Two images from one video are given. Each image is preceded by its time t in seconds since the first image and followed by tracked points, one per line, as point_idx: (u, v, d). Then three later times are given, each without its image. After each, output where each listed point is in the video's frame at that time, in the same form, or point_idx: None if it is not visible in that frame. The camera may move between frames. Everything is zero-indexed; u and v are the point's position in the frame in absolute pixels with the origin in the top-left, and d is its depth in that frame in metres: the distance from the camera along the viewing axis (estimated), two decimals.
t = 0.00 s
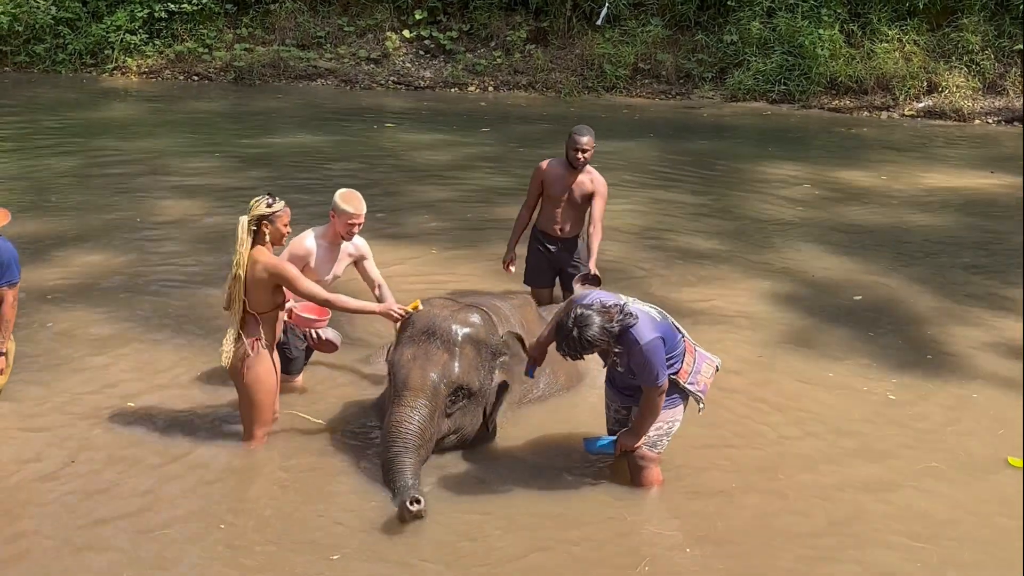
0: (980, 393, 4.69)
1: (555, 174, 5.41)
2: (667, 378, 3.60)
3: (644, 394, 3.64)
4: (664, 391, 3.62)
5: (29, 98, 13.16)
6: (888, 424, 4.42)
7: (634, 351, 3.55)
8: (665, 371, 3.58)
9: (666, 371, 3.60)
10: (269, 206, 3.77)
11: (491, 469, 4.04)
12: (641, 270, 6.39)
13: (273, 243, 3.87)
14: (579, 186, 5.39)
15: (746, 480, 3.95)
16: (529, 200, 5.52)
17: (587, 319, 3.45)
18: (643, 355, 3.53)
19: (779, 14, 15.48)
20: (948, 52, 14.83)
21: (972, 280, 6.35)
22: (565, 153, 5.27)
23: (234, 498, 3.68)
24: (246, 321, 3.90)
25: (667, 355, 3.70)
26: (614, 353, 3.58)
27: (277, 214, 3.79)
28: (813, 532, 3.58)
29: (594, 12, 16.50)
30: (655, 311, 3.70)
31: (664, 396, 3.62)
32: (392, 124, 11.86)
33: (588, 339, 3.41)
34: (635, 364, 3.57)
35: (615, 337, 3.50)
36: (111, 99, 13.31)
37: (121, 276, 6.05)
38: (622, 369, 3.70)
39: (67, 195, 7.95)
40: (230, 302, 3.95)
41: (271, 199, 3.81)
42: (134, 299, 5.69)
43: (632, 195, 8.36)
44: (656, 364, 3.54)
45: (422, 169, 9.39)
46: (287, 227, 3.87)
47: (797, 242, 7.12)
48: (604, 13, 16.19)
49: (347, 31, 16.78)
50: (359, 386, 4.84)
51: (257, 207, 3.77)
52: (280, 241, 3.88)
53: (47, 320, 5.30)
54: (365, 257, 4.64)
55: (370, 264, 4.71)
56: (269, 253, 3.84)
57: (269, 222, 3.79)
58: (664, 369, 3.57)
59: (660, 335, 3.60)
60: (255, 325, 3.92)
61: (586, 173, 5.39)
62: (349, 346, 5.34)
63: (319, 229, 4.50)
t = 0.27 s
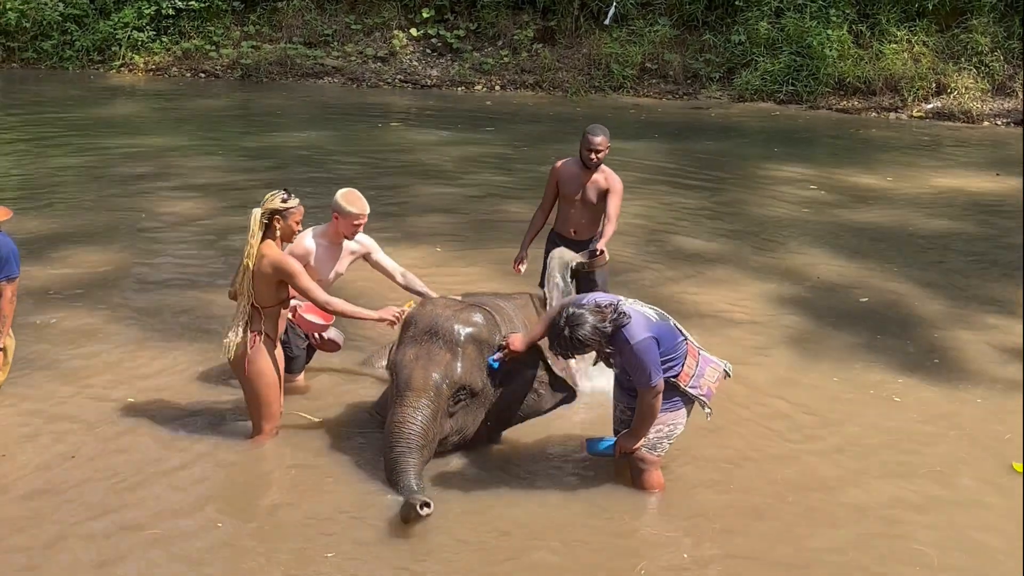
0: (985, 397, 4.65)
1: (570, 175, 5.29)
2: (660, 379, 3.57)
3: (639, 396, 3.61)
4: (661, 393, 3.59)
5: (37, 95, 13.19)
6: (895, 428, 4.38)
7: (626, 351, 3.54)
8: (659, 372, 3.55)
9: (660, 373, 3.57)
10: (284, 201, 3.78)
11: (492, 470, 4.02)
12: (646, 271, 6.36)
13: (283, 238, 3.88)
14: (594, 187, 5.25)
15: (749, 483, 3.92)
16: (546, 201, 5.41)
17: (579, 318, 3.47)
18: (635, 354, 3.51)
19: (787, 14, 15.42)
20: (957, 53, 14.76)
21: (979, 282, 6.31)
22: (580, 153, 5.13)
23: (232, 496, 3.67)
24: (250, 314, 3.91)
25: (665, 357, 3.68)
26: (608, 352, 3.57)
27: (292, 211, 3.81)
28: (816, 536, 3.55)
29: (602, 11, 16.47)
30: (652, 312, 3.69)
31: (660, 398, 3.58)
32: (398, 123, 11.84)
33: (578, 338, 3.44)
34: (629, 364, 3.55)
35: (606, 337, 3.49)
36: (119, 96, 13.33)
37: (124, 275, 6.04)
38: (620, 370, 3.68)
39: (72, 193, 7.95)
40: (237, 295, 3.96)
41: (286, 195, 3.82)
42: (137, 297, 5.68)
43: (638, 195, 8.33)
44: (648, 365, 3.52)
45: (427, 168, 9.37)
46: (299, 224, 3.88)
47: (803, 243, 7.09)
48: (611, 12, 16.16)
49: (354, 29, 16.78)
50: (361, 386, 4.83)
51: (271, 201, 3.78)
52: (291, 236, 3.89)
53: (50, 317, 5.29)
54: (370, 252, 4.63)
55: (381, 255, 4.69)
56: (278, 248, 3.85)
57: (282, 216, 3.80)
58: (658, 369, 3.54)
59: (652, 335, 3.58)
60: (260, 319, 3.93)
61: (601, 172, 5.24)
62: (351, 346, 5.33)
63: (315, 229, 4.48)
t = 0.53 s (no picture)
0: (990, 400, 4.61)
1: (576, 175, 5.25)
2: (658, 380, 3.54)
3: (637, 398, 3.58)
4: (658, 395, 3.56)
5: (39, 93, 13.17)
6: (899, 430, 4.34)
7: (623, 350, 3.51)
8: (657, 372, 3.52)
9: (658, 373, 3.54)
10: (303, 207, 3.79)
11: (491, 472, 3.99)
12: (646, 272, 6.33)
13: (292, 242, 3.88)
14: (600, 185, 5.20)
15: (749, 486, 3.90)
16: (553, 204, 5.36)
17: (576, 315, 3.47)
18: (632, 353, 3.48)
19: (791, 14, 15.38)
20: (961, 53, 14.71)
21: (983, 284, 6.27)
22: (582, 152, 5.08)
23: (228, 496, 3.64)
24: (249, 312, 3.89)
25: (664, 358, 3.66)
26: (606, 349, 3.55)
27: (308, 216, 3.81)
28: (818, 541, 3.52)
29: (605, 11, 16.44)
30: (651, 313, 3.65)
31: (657, 399, 3.55)
32: (399, 122, 11.81)
33: (573, 336, 3.44)
34: (626, 364, 3.52)
35: (604, 335, 3.49)
36: (121, 94, 13.31)
37: (124, 275, 6.01)
38: (618, 369, 3.65)
39: (72, 192, 7.93)
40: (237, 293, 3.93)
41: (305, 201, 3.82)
42: (135, 297, 5.66)
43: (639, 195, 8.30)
44: (644, 364, 3.49)
45: (428, 168, 9.35)
46: (308, 232, 3.89)
47: (805, 244, 7.05)
48: (614, 11, 16.13)
49: (356, 28, 16.76)
50: (358, 388, 4.80)
51: (288, 204, 3.79)
52: (298, 241, 3.88)
53: (47, 317, 5.27)
54: (371, 259, 4.62)
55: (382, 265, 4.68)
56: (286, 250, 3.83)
57: (296, 220, 3.80)
58: (655, 370, 3.51)
59: (650, 335, 3.55)
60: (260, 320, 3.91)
61: (603, 169, 5.21)
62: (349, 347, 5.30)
63: (322, 233, 4.51)
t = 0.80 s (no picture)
0: (987, 398, 4.60)
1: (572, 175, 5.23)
2: (654, 380, 3.53)
3: (633, 397, 3.57)
4: (654, 395, 3.55)
5: (32, 94, 13.12)
6: (896, 430, 4.33)
7: (618, 350, 3.50)
8: (652, 373, 3.51)
9: (653, 373, 3.53)
10: (310, 216, 3.81)
11: (487, 474, 3.97)
12: (642, 273, 6.32)
13: (294, 252, 3.89)
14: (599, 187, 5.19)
15: (747, 485, 3.88)
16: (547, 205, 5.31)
17: (572, 316, 3.43)
18: (627, 353, 3.47)
19: (785, 12, 15.38)
20: (955, 51, 14.72)
21: (979, 282, 6.26)
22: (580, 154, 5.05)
23: (223, 500, 3.61)
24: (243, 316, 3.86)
25: (661, 359, 3.64)
26: (601, 349, 3.54)
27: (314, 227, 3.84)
28: (817, 540, 3.50)
29: (599, 9, 16.43)
30: (648, 313, 3.64)
31: (653, 398, 3.54)
32: (393, 122, 11.78)
33: (570, 337, 3.39)
34: (621, 364, 3.52)
35: (599, 335, 3.47)
36: (114, 95, 13.26)
37: (117, 279, 5.98)
38: (613, 370, 3.64)
39: (65, 194, 7.89)
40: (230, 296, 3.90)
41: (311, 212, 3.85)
42: (129, 300, 5.63)
43: (635, 195, 8.29)
44: (640, 364, 3.48)
45: (423, 168, 9.32)
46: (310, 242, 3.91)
47: (801, 243, 7.04)
48: (608, 10, 16.12)
49: (350, 27, 16.72)
50: (354, 390, 4.78)
51: (296, 213, 3.80)
52: (300, 250, 3.89)
53: (41, 321, 5.24)
54: (361, 259, 4.59)
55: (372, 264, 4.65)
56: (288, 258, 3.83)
57: (302, 229, 3.82)
58: (650, 370, 3.50)
59: (646, 335, 3.53)
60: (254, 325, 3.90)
61: (603, 172, 5.22)
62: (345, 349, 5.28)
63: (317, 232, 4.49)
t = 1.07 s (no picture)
0: (977, 396, 4.60)
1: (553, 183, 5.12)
2: (638, 380, 3.50)
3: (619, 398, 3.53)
4: (641, 396, 3.52)
5: (13, 98, 12.99)
6: (891, 430, 4.31)
7: (602, 349, 3.46)
8: (637, 373, 3.47)
9: (639, 374, 3.50)
10: (299, 223, 3.82)
11: (476, 477, 3.93)
12: (630, 273, 6.30)
13: (282, 259, 3.87)
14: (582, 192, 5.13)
15: (739, 486, 3.86)
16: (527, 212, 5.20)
17: (557, 313, 3.41)
18: (611, 353, 3.43)
19: (769, 10, 15.41)
20: (938, 47, 14.78)
21: (966, 279, 6.27)
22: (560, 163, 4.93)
23: (209, 509, 3.56)
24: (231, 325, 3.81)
25: (650, 360, 3.62)
26: (585, 350, 3.50)
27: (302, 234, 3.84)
28: (810, 541, 3.48)
29: (583, 9, 16.41)
30: (636, 313, 3.59)
31: (638, 399, 3.51)
32: (379, 123, 11.73)
33: (554, 334, 3.37)
34: (607, 365, 3.48)
35: (585, 334, 3.43)
36: (96, 99, 13.15)
37: (102, 286, 5.89)
38: (598, 371, 3.60)
39: (47, 200, 7.81)
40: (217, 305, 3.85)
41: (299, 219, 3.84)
42: (113, 308, 5.57)
43: (621, 195, 8.27)
44: (625, 365, 3.45)
45: (409, 169, 9.28)
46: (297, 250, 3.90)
47: (788, 242, 7.04)
48: (592, 9, 16.11)
49: (334, 28, 16.64)
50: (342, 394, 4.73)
51: (285, 220, 3.79)
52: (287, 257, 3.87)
53: (23, 330, 5.17)
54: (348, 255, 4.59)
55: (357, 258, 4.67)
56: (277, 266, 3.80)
57: (291, 237, 3.81)
58: (635, 371, 3.47)
59: (631, 335, 3.49)
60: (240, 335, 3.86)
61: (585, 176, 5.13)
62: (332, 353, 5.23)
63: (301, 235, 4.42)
